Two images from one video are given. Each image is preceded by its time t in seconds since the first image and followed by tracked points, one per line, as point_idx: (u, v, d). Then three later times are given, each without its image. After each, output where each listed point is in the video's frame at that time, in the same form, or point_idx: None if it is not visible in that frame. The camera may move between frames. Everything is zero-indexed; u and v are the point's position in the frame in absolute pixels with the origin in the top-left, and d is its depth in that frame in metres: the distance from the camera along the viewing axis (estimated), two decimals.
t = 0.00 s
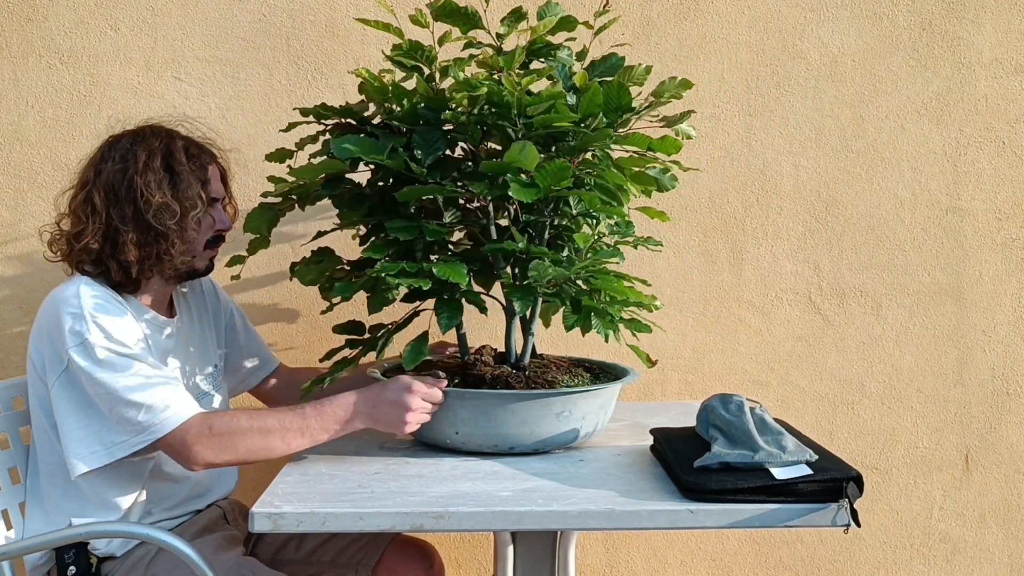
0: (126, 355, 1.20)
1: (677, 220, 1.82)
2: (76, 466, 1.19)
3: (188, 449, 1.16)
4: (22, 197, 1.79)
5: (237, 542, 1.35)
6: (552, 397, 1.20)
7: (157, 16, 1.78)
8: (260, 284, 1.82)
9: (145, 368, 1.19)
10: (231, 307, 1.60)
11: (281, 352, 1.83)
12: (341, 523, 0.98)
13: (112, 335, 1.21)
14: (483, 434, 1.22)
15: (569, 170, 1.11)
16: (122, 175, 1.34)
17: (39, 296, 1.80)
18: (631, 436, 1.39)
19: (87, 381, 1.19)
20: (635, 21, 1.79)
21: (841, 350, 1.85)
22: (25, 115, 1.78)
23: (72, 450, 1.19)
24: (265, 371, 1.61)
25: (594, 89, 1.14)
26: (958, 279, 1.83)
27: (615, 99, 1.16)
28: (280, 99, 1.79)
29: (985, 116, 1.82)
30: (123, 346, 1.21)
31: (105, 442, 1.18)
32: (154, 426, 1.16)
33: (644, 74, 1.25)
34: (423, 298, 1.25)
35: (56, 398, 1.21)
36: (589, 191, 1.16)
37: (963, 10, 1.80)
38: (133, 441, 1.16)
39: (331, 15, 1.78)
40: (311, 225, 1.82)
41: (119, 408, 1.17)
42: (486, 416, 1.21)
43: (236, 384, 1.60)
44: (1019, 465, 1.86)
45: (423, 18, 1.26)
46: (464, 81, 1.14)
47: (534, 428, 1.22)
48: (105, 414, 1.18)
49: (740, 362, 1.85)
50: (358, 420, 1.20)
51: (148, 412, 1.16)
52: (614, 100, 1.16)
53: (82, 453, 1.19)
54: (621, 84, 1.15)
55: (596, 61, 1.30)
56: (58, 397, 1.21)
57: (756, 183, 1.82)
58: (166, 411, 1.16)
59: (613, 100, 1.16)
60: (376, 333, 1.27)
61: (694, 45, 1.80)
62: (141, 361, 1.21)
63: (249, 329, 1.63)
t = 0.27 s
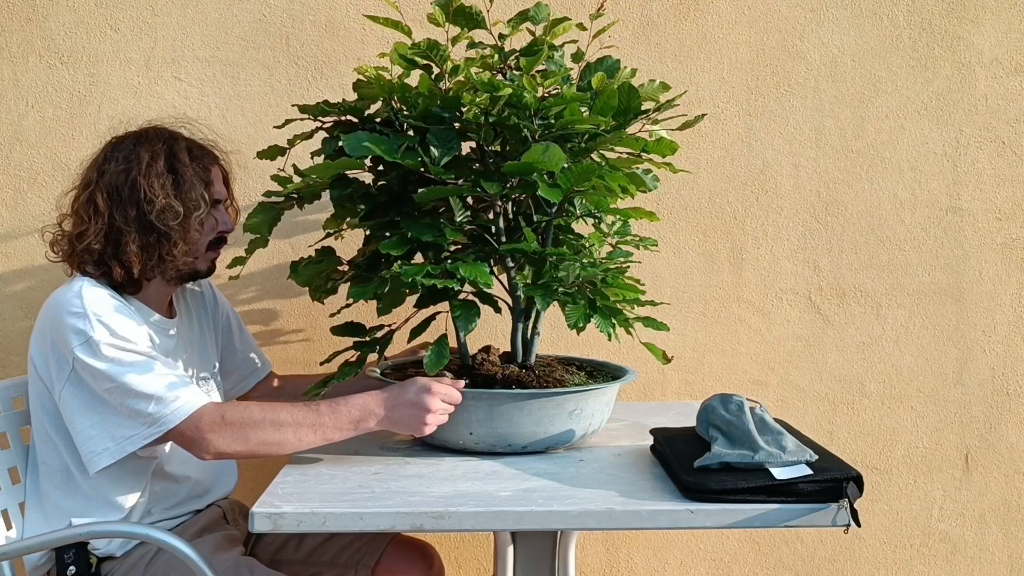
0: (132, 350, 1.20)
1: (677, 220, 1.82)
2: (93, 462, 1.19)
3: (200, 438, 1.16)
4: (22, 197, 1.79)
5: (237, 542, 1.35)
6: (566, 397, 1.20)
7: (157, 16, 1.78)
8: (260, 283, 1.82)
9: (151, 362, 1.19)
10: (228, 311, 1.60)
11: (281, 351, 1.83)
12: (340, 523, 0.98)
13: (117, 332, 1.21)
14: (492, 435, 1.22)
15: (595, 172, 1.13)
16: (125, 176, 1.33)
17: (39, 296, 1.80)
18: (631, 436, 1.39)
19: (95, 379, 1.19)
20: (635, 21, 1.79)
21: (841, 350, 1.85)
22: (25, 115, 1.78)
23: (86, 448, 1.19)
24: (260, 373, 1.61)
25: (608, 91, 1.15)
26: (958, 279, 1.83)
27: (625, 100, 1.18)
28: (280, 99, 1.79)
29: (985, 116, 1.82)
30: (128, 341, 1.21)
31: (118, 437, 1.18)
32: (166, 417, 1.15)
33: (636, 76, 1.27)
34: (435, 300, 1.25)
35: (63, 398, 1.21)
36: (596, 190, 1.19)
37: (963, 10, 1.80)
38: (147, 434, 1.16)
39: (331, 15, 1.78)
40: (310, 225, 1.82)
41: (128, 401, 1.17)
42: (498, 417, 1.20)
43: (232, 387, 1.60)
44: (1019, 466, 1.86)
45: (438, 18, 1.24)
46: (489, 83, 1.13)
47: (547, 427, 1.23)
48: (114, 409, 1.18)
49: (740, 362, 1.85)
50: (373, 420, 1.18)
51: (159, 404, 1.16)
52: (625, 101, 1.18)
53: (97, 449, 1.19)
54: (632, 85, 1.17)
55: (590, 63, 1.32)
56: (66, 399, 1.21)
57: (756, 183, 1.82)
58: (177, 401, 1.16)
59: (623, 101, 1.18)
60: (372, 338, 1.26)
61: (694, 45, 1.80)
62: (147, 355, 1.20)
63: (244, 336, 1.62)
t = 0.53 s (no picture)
0: (144, 345, 1.19)
1: (677, 220, 1.82)
2: (113, 457, 1.18)
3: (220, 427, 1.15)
4: (22, 197, 1.79)
5: (237, 542, 1.35)
6: (581, 393, 1.21)
7: (157, 16, 1.78)
8: (261, 283, 1.82)
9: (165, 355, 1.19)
10: (224, 312, 1.60)
11: (281, 352, 1.83)
12: (340, 523, 0.98)
13: (128, 328, 1.21)
14: (504, 434, 1.22)
15: (625, 170, 1.16)
16: (130, 176, 1.33)
17: (39, 296, 1.80)
18: (631, 436, 1.39)
19: (108, 377, 1.18)
20: (635, 21, 1.79)
21: (841, 350, 1.85)
22: (25, 115, 1.78)
23: (104, 444, 1.18)
24: (257, 373, 1.61)
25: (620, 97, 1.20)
26: (958, 279, 1.84)
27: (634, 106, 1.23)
28: (280, 100, 1.79)
29: (985, 116, 1.82)
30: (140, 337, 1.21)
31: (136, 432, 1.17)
32: (183, 407, 1.14)
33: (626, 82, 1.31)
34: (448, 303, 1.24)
35: (77, 398, 1.20)
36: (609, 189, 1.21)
37: (963, 10, 1.80)
38: (164, 426, 1.15)
39: (331, 15, 1.78)
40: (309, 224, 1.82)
41: (143, 392, 1.16)
42: (511, 416, 1.20)
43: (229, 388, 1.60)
44: (1019, 466, 1.86)
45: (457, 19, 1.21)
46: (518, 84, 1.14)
47: (560, 424, 1.24)
48: (130, 404, 1.17)
49: (740, 362, 1.85)
50: (394, 419, 1.17)
51: (175, 395, 1.15)
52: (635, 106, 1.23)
53: (116, 445, 1.18)
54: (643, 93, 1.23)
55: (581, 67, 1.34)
56: (80, 398, 1.20)
57: (756, 183, 1.82)
58: (193, 390, 1.15)
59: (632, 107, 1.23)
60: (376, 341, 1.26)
61: (694, 45, 1.80)
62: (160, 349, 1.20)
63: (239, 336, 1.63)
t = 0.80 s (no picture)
0: (150, 346, 1.19)
1: (677, 220, 1.82)
2: (121, 458, 1.18)
3: (225, 427, 1.15)
4: (22, 197, 1.79)
5: (237, 542, 1.35)
6: (587, 391, 1.22)
7: (157, 16, 1.78)
8: (261, 283, 1.82)
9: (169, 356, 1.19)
10: (222, 313, 1.60)
11: (281, 351, 1.83)
12: (340, 523, 0.98)
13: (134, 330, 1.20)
14: (504, 434, 1.22)
15: (634, 171, 1.20)
16: (132, 178, 1.33)
17: (40, 296, 1.80)
18: (631, 436, 1.39)
19: (113, 379, 1.18)
20: (634, 21, 1.79)
21: (841, 350, 1.85)
22: (25, 115, 1.78)
23: (110, 445, 1.18)
24: (254, 372, 1.61)
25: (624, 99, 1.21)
26: (958, 279, 1.83)
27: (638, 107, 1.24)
28: (280, 100, 1.79)
29: (985, 116, 1.82)
30: (146, 338, 1.20)
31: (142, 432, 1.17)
32: (189, 407, 1.14)
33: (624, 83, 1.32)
34: (453, 303, 1.24)
35: (83, 400, 1.21)
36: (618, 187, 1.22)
37: (963, 10, 1.80)
38: (171, 427, 1.15)
39: (331, 15, 1.78)
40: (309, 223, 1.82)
41: (149, 396, 1.16)
42: (511, 416, 1.20)
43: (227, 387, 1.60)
44: (1019, 466, 1.86)
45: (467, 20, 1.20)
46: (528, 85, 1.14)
47: (566, 424, 1.24)
48: (135, 405, 1.17)
49: (740, 362, 1.85)
50: (402, 420, 1.16)
51: (181, 395, 1.15)
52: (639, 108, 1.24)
53: (122, 446, 1.18)
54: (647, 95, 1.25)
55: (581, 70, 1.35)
56: (86, 399, 1.20)
57: (756, 183, 1.82)
58: (199, 391, 1.15)
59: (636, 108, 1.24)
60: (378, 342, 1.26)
61: (694, 45, 1.80)
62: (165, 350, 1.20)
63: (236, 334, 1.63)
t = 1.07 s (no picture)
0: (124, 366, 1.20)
1: (677, 220, 1.82)
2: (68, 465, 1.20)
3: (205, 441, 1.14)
4: (22, 197, 1.79)
5: (237, 542, 1.35)
6: (587, 391, 1.22)
7: (157, 16, 1.78)
8: (261, 283, 1.82)
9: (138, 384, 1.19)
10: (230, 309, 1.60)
11: (281, 351, 1.83)
12: (340, 523, 0.98)
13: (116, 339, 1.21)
14: (505, 434, 1.22)
15: (634, 171, 1.19)
16: (133, 180, 1.33)
17: (40, 296, 1.80)
18: (631, 436, 1.39)
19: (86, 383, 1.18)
20: (634, 20, 1.79)
21: (841, 350, 1.85)
22: (25, 115, 1.78)
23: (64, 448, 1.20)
24: (272, 363, 1.63)
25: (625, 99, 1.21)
26: (958, 279, 1.83)
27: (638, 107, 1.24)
28: (280, 100, 1.79)
29: (985, 116, 1.82)
30: (123, 356, 1.21)
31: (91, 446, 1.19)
32: (131, 442, 1.15)
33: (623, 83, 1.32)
34: (453, 301, 1.24)
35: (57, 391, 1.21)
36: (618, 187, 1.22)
37: (963, 10, 1.80)
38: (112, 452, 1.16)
39: (331, 15, 1.78)
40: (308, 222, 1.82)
41: (106, 412, 1.16)
42: (512, 416, 1.20)
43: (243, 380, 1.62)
44: (1019, 466, 1.86)
45: (466, 20, 1.20)
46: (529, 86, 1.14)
47: (566, 424, 1.24)
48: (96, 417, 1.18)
49: (740, 362, 1.85)
50: (319, 426, 1.14)
51: (129, 428, 1.15)
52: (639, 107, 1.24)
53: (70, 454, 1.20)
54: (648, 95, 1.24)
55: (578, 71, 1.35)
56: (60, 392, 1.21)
57: (756, 183, 1.82)
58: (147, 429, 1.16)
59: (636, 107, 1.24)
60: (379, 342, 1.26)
61: (694, 45, 1.80)
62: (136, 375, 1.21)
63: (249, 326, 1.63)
